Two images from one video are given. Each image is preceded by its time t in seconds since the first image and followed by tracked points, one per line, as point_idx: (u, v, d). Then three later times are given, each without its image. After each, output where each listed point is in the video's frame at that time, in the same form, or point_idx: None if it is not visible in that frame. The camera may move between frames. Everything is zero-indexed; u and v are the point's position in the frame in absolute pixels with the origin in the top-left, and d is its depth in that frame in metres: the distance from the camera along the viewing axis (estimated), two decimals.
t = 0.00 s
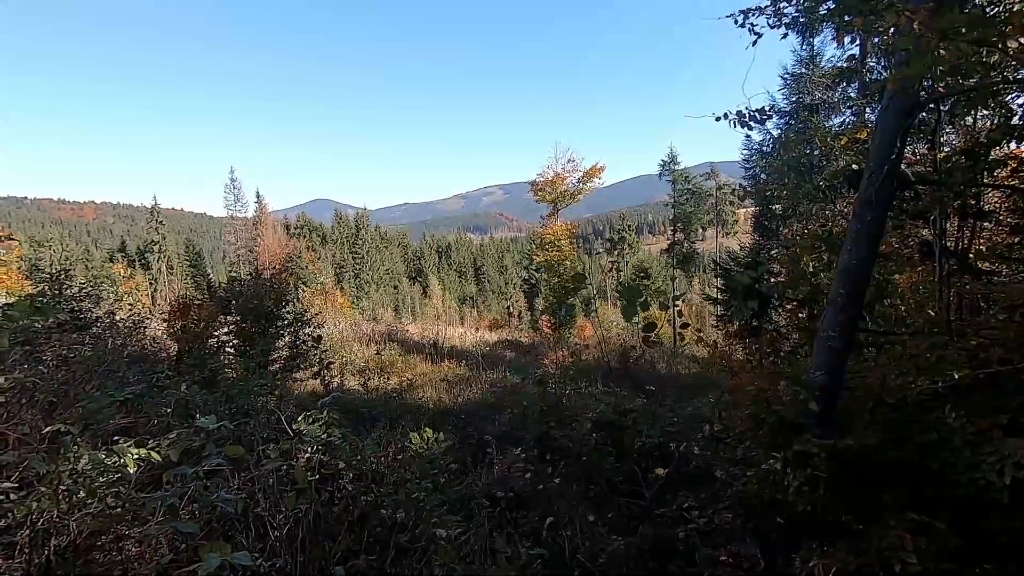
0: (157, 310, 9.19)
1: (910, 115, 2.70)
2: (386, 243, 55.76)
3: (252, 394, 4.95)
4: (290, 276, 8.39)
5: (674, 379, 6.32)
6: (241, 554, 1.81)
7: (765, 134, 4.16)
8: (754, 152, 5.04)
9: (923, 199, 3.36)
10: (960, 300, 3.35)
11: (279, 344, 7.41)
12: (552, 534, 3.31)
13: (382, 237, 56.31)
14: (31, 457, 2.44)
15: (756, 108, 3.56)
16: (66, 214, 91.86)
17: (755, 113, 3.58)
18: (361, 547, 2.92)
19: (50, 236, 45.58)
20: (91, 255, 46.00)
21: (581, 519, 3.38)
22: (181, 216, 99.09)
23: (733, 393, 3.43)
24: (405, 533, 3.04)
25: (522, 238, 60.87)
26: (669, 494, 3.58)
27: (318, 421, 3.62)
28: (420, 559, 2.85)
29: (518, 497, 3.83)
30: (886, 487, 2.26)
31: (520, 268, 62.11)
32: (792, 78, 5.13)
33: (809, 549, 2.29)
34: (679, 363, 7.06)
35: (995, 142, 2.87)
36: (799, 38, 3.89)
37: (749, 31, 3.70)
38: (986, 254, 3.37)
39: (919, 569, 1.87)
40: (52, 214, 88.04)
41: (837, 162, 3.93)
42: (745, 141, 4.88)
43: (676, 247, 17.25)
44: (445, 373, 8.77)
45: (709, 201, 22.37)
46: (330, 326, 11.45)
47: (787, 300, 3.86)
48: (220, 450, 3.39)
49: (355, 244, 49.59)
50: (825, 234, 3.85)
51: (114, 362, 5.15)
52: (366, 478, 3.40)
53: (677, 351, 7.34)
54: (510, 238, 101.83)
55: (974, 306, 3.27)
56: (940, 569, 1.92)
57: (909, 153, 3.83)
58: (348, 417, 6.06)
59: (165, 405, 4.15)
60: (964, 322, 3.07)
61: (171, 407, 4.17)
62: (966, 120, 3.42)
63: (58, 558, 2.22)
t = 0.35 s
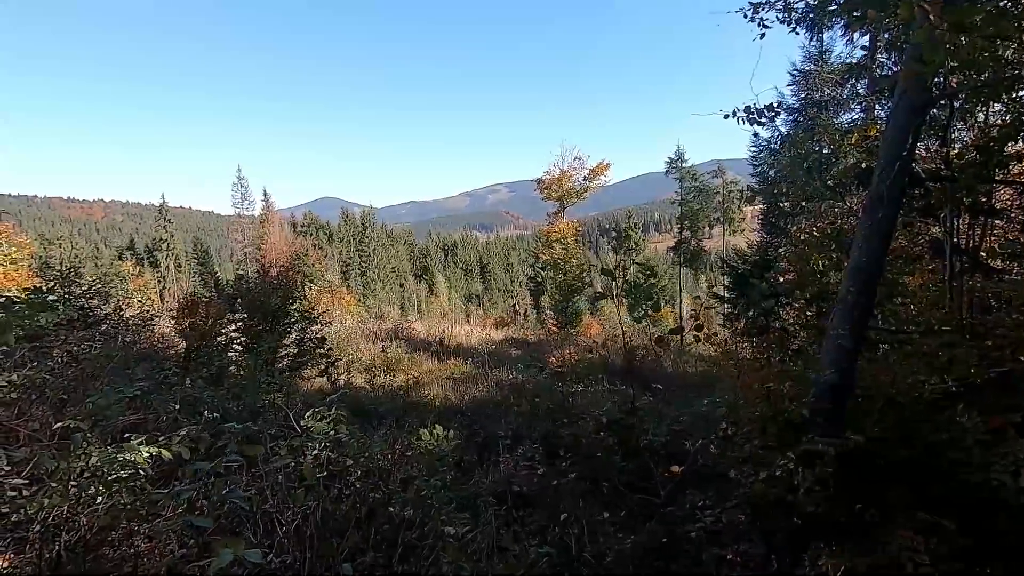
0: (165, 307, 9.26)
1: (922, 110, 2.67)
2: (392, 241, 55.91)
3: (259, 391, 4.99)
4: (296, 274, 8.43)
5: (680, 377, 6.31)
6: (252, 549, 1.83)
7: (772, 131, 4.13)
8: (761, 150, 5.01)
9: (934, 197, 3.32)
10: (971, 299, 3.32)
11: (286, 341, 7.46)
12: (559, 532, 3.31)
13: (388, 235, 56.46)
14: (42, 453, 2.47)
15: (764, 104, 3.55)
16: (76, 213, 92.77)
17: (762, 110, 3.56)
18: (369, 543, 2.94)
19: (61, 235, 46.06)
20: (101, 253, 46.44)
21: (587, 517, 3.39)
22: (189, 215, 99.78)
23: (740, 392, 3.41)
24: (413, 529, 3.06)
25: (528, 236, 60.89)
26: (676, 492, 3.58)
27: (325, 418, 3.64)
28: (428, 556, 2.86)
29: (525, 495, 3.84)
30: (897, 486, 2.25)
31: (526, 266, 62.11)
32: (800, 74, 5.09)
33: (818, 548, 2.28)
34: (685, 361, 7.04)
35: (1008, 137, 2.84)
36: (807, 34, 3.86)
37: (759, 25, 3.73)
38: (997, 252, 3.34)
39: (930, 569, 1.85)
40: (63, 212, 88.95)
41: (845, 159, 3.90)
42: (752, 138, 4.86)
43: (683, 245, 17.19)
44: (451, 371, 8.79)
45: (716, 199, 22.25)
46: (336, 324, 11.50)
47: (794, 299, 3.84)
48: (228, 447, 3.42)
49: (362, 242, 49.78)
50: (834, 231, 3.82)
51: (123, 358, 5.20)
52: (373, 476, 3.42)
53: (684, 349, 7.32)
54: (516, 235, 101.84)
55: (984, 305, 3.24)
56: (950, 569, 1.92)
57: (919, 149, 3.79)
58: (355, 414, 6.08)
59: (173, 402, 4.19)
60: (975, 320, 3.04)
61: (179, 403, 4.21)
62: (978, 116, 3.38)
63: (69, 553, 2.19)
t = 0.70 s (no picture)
0: (170, 307, 9.31)
1: (930, 107, 2.65)
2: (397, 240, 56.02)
3: (264, 390, 5.02)
4: (301, 273, 8.47)
5: (686, 375, 6.29)
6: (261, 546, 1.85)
7: (778, 128, 4.11)
8: (766, 147, 4.99)
9: (941, 194, 3.30)
10: (978, 296, 3.30)
11: (291, 341, 7.49)
12: (564, 531, 3.32)
13: (392, 234, 56.56)
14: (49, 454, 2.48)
15: (768, 102, 3.54)
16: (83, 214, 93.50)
17: (767, 108, 3.55)
18: (375, 542, 2.95)
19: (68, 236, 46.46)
20: (107, 254, 46.81)
21: (592, 516, 3.39)
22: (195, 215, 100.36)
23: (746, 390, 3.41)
24: (419, 528, 3.07)
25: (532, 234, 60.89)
26: (681, 491, 3.58)
27: (330, 417, 3.66)
28: (433, 555, 2.88)
29: (530, 494, 3.84)
30: (904, 486, 2.25)
31: (530, 264, 62.09)
32: (805, 71, 5.07)
33: (824, 548, 2.27)
34: (690, 359, 7.03)
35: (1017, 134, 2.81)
36: (812, 31, 3.85)
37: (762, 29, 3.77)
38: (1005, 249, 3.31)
39: (938, 569, 1.85)
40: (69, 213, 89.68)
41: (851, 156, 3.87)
42: (757, 135, 4.84)
43: (687, 243, 17.15)
44: (455, 369, 8.82)
45: (721, 196, 22.16)
46: (341, 322, 11.54)
47: (800, 297, 3.82)
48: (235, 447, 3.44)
49: (366, 241, 49.88)
50: (839, 229, 3.80)
51: (129, 358, 5.24)
52: (379, 475, 3.44)
53: (689, 347, 7.30)
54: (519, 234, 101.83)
55: (992, 303, 3.22)
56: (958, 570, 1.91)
57: (926, 146, 3.76)
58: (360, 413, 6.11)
59: (179, 401, 4.22)
60: (982, 318, 3.02)
61: (185, 403, 4.24)
62: (985, 112, 3.35)
63: (77, 553, 2.30)
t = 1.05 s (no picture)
0: (173, 311, 9.35)
1: (932, 106, 2.65)
2: (398, 243, 56.13)
3: (268, 394, 5.03)
4: (304, 277, 8.49)
5: (689, 377, 6.28)
6: (265, 552, 1.84)
7: (779, 129, 4.12)
8: (768, 147, 4.98)
9: (944, 194, 3.29)
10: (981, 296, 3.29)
11: (294, 344, 7.51)
12: (568, 532, 3.33)
13: (394, 237, 56.65)
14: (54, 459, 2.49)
15: (769, 103, 3.55)
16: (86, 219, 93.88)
17: (768, 109, 3.56)
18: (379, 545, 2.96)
19: (71, 241, 46.63)
20: (110, 259, 46.98)
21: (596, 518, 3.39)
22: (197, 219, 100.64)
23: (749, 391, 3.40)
24: (423, 532, 3.07)
25: (534, 236, 60.94)
26: (684, 493, 3.57)
27: (334, 420, 3.67)
28: (437, 558, 2.87)
29: (533, 496, 3.85)
30: (908, 486, 2.25)
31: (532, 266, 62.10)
32: (806, 72, 5.07)
33: (828, 549, 2.27)
34: (693, 360, 7.01)
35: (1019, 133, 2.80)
36: (813, 32, 3.86)
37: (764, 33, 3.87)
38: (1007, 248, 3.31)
39: (943, 569, 1.85)
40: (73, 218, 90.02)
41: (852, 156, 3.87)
42: (758, 136, 4.85)
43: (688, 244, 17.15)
44: (457, 372, 8.82)
45: (722, 197, 22.14)
46: (344, 326, 11.57)
47: (803, 297, 3.82)
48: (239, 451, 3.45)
49: (367, 244, 49.95)
50: (841, 229, 3.80)
51: (133, 363, 5.26)
52: (383, 478, 3.44)
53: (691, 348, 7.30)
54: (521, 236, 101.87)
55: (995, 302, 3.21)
56: (964, 570, 1.91)
57: (928, 145, 3.76)
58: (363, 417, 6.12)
59: (182, 405, 4.24)
60: (985, 317, 3.02)
61: (189, 407, 4.26)
62: (987, 111, 3.35)
63: (81, 557, 2.28)
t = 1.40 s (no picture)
0: (176, 314, 9.37)
1: (931, 107, 2.67)
2: (400, 246, 56.20)
3: (270, 396, 5.04)
4: (306, 279, 8.52)
5: (691, 378, 6.28)
6: (269, 555, 1.85)
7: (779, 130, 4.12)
8: (769, 148, 4.97)
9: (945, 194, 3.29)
10: (983, 296, 3.29)
11: (296, 347, 7.52)
12: (570, 534, 3.33)
13: (396, 239, 56.69)
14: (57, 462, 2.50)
15: (770, 105, 3.56)
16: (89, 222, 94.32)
17: (768, 111, 3.57)
18: (382, 547, 2.96)
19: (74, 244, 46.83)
20: (113, 262, 47.13)
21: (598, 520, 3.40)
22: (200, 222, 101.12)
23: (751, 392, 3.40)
24: (426, 534, 3.07)
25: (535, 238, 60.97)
26: (687, 495, 3.57)
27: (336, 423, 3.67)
28: (440, 560, 2.87)
29: (535, 497, 3.85)
30: (911, 487, 2.25)
31: (533, 268, 62.03)
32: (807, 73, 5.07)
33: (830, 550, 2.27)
34: (695, 362, 7.00)
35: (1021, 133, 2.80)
36: (813, 33, 3.86)
37: (766, 35, 3.89)
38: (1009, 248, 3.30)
39: (947, 570, 1.85)
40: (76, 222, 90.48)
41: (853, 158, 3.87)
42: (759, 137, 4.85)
43: (690, 245, 17.16)
44: (459, 374, 8.81)
45: (724, 198, 22.14)
46: (346, 328, 11.59)
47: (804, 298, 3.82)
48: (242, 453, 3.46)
49: (369, 247, 49.96)
50: (843, 230, 3.80)
51: (136, 366, 5.28)
52: (385, 480, 3.44)
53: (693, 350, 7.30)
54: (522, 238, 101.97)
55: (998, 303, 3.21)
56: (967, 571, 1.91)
57: (929, 146, 3.76)
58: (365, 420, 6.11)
59: (185, 408, 4.25)
60: (988, 318, 3.02)
61: (192, 409, 4.27)
62: (988, 112, 3.35)
63: (85, 559, 2.28)
